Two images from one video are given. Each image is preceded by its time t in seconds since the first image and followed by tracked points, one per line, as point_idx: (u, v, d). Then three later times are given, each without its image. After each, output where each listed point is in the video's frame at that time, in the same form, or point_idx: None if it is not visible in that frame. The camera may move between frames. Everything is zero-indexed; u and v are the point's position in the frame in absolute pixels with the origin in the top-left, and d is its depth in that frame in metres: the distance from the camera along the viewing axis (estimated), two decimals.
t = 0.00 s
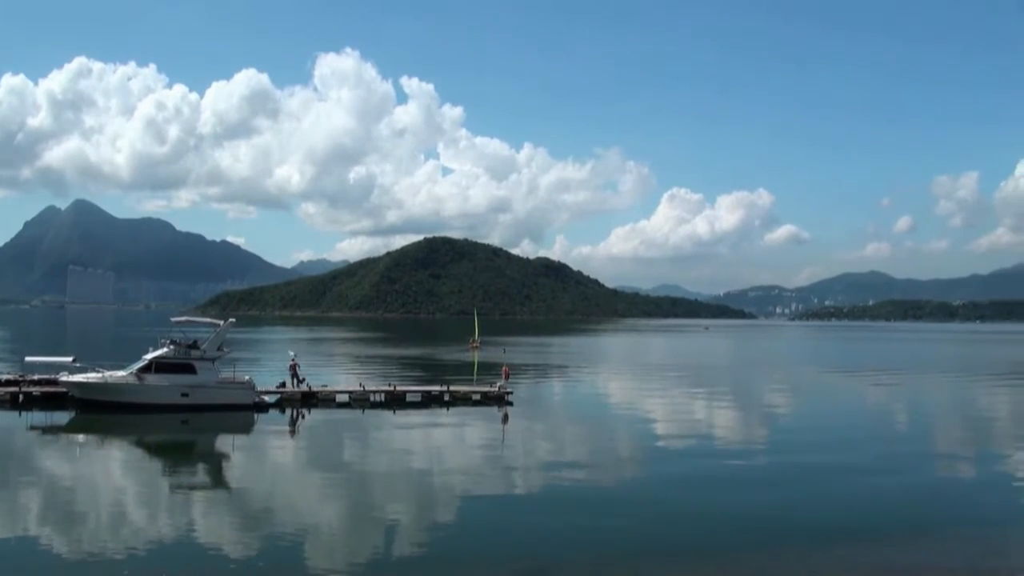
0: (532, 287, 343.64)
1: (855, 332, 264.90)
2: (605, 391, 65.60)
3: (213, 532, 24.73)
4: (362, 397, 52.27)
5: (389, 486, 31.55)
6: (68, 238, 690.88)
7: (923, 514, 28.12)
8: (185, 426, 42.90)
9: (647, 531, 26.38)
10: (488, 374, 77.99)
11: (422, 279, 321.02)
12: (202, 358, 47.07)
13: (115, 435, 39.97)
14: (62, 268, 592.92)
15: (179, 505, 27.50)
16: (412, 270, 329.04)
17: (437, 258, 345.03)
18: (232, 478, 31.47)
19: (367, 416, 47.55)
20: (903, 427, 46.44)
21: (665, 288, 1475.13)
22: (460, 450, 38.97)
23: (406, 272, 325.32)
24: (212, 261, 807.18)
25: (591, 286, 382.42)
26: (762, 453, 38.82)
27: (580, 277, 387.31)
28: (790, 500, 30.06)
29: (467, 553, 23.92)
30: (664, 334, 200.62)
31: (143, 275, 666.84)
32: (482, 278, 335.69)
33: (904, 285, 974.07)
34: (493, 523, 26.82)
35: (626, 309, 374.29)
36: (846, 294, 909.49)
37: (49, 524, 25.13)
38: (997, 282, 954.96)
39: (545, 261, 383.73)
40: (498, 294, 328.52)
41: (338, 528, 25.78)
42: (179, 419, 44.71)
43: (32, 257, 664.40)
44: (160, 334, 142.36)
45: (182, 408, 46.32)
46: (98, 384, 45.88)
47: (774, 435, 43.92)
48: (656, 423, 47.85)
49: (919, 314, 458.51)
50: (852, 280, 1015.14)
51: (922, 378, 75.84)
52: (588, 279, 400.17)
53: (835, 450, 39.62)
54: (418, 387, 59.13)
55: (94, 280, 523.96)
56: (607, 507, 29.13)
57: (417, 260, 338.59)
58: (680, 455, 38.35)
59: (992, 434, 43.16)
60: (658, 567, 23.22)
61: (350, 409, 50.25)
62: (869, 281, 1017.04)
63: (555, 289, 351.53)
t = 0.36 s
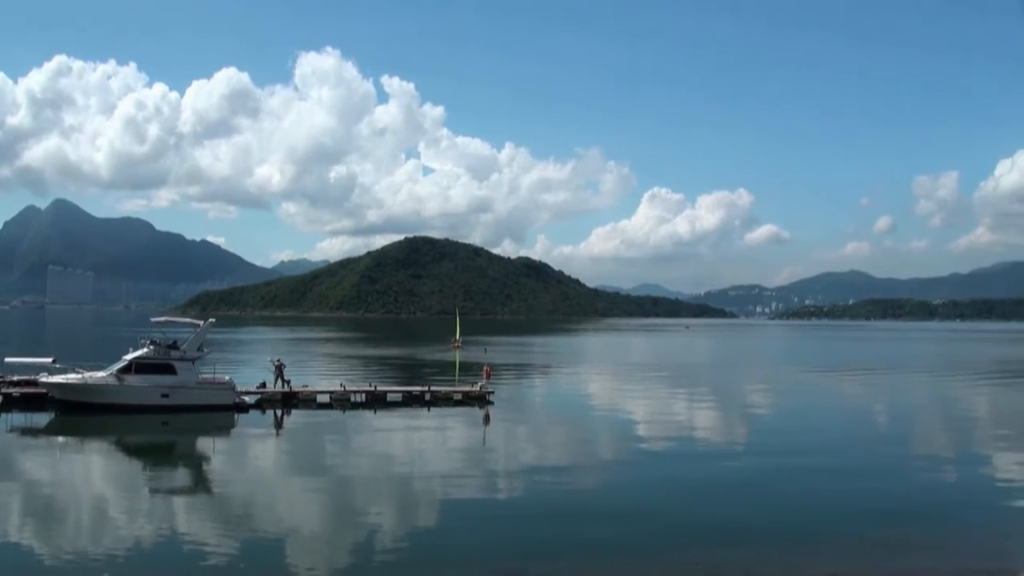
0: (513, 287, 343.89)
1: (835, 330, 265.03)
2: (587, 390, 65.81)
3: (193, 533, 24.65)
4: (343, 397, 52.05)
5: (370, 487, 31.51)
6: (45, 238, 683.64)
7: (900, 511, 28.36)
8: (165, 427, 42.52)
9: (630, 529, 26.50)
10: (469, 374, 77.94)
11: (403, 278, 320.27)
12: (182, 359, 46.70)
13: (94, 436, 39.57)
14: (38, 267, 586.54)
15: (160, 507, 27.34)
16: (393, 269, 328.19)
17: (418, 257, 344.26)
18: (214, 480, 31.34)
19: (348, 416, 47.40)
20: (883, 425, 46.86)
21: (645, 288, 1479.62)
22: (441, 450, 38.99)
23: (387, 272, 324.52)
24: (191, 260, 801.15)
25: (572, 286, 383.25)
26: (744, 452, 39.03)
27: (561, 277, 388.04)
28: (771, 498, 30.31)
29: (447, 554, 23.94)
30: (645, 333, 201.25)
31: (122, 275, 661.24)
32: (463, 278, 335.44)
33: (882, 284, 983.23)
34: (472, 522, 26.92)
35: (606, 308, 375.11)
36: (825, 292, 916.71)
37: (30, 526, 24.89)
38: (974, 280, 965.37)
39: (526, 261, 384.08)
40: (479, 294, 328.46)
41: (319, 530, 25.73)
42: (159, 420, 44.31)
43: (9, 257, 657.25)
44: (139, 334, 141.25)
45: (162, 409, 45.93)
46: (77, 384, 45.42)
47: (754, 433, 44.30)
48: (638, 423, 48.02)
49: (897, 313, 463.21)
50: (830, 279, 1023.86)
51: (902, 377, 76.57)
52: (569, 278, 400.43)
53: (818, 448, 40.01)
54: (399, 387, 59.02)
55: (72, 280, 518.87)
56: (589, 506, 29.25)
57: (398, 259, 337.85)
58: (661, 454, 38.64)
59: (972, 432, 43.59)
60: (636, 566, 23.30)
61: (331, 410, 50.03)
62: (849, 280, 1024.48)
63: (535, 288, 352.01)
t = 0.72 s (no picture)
0: (495, 287, 343.81)
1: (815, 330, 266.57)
2: (569, 390, 65.94)
3: (177, 534, 24.48)
4: (325, 397, 51.86)
5: (351, 486, 31.54)
6: (24, 237, 676.26)
7: (881, 509, 28.64)
8: (146, 428, 42.19)
9: (614, 528, 26.56)
10: (451, 373, 77.90)
11: (385, 278, 319.38)
12: (163, 359, 46.35)
13: (74, 437, 39.21)
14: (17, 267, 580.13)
15: (141, 507, 27.21)
16: (375, 269, 327.30)
17: (399, 257, 343.37)
18: (196, 480, 31.11)
19: (330, 417, 47.23)
20: (863, 424, 47.38)
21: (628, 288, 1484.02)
22: (424, 450, 38.98)
23: (369, 272, 323.60)
24: (172, 260, 795.39)
25: (555, 285, 383.53)
26: (725, 450, 39.27)
27: (544, 276, 388.31)
28: (752, 496, 30.53)
29: (433, 553, 23.90)
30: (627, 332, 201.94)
31: (101, 275, 655.15)
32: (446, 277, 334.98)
33: (861, 284, 991.83)
34: (456, 521, 26.96)
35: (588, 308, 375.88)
36: (806, 292, 923.48)
37: (9, 527, 24.75)
38: (952, 280, 975.72)
39: (509, 261, 384.05)
40: (462, 293, 328.10)
41: (301, 529, 25.74)
42: (140, 420, 43.97)
43: None
44: (120, 335, 140.23)
45: (142, 410, 45.55)
46: (57, 385, 44.95)
47: (736, 432, 44.63)
48: (621, 421, 48.10)
49: (879, 312, 467.42)
50: (811, 279, 1031.22)
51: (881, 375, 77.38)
52: (551, 278, 400.78)
53: (801, 447, 40.23)
54: (382, 387, 58.87)
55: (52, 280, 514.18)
56: (572, 504, 29.38)
57: (380, 259, 336.98)
58: (644, 452, 38.82)
59: (952, 430, 44.15)
60: (622, 564, 23.36)
61: (312, 410, 49.83)
62: (829, 279, 1032.37)
63: (518, 288, 352.06)
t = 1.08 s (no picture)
0: (478, 287, 343.51)
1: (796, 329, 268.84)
2: (552, 390, 66.11)
3: (159, 537, 24.29)
4: (307, 397, 51.73)
5: (335, 487, 31.62)
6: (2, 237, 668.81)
7: (863, 508, 28.96)
8: (128, 429, 41.93)
9: (596, 528, 26.76)
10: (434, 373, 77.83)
11: (368, 278, 318.44)
12: (145, 360, 46.09)
13: (55, 438, 38.92)
14: None
15: (125, 508, 27.18)
16: (357, 269, 326.28)
17: (382, 257, 342.40)
18: (178, 482, 30.89)
19: (313, 417, 47.10)
20: (845, 422, 47.97)
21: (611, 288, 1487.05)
22: (407, 451, 39.00)
23: (352, 271, 322.60)
24: (153, 260, 789.29)
25: (538, 285, 383.62)
26: (707, 450, 39.59)
27: (527, 276, 388.24)
28: (734, 495, 30.80)
29: (418, 554, 23.92)
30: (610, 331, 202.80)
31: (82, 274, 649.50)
32: (429, 277, 334.38)
33: (842, 283, 999.12)
34: (441, 522, 27.05)
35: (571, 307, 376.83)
36: (787, 292, 929.21)
37: None
38: (931, 279, 985.08)
39: (492, 261, 383.71)
40: (444, 293, 327.59)
41: (284, 530, 25.82)
42: (122, 421, 43.69)
43: None
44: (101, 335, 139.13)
45: (124, 411, 45.24)
46: (38, 386, 44.56)
47: (719, 431, 45.07)
48: (603, 421, 48.24)
49: (861, 312, 470.91)
50: (793, 279, 1037.19)
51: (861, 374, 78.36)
52: (534, 278, 401.06)
53: (782, 446, 40.60)
54: (365, 387, 58.76)
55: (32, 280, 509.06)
56: (556, 505, 29.57)
57: (363, 258, 336.00)
58: (628, 452, 38.99)
59: (933, 429, 44.79)
60: (609, 565, 23.48)
61: (295, 410, 49.70)
62: (810, 279, 1039.41)
63: (501, 288, 351.91)
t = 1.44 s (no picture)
0: (461, 286, 343.06)
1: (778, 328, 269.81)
2: (534, 389, 66.13)
3: (141, 539, 24.05)
4: (290, 397, 51.52)
5: (317, 486, 31.56)
6: None
7: (845, 505, 29.16)
8: (110, 429, 41.65)
9: (580, 527, 26.74)
10: (417, 373, 77.72)
11: (351, 278, 317.34)
12: (126, 360, 45.76)
13: (36, 439, 38.56)
14: None
15: (106, 509, 27.03)
16: (340, 268, 325.09)
17: (365, 256, 341.40)
18: (159, 483, 30.69)
19: (295, 417, 46.93)
20: (828, 420, 48.26)
21: (594, 287, 1489.90)
22: (391, 450, 38.94)
23: (334, 271, 321.43)
24: (133, 259, 783.00)
25: (521, 285, 383.59)
26: (690, 448, 39.72)
27: (510, 276, 388.00)
28: (715, 494, 30.95)
29: (403, 554, 23.85)
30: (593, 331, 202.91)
31: (62, 274, 643.67)
32: (411, 277, 333.59)
33: (823, 282, 1005.78)
34: (424, 522, 26.97)
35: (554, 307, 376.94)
36: (769, 292, 934.40)
37: None
38: (911, 278, 993.85)
39: (475, 260, 383.32)
40: (427, 293, 326.96)
41: (266, 530, 25.71)
42: (103, 422, 43.37)
43: None
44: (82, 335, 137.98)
45: (105, 412, 44.88)
46: (18, 386, 44.16)
47: (701, 430, 45.24)
48: (587, 421, 48.14)
49: (842, 311, 474.65)
50: (774, 278, 1043.49)
51: (843, 373, 78.82)
52: (517, 277, 400.90)
53: (764, 445, 40.85)
54: (347, 387, 58.57)
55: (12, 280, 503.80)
56: (539, 503, 29.57)
57: (345, 258, 334.87)
58: (611, 451, 39.09)
59: (915, 426, 45.12)
60: (596, 564, 23.49)
61: (277, 410, 49.46)
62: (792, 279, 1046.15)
63: (484, 288, 351.55)
